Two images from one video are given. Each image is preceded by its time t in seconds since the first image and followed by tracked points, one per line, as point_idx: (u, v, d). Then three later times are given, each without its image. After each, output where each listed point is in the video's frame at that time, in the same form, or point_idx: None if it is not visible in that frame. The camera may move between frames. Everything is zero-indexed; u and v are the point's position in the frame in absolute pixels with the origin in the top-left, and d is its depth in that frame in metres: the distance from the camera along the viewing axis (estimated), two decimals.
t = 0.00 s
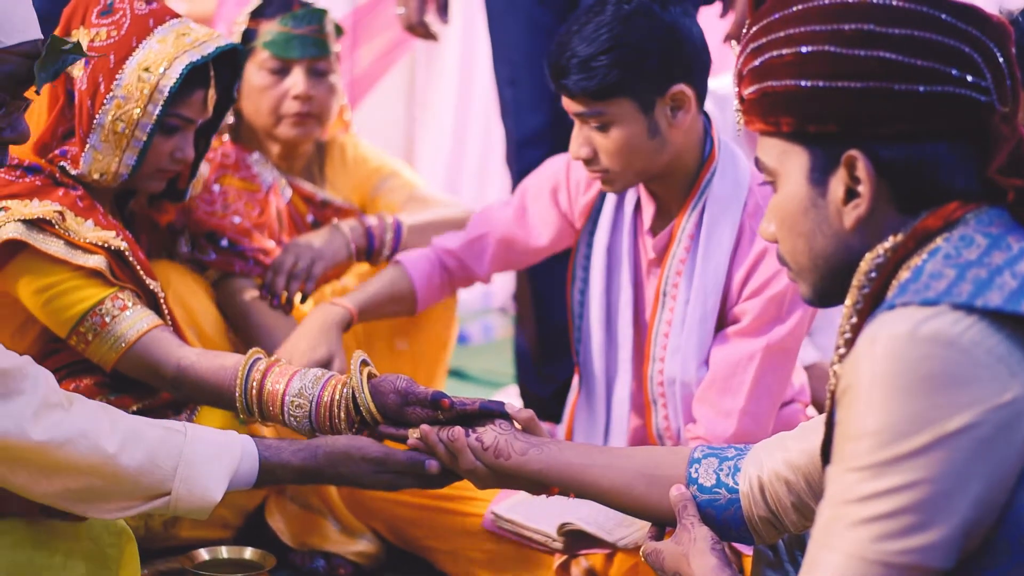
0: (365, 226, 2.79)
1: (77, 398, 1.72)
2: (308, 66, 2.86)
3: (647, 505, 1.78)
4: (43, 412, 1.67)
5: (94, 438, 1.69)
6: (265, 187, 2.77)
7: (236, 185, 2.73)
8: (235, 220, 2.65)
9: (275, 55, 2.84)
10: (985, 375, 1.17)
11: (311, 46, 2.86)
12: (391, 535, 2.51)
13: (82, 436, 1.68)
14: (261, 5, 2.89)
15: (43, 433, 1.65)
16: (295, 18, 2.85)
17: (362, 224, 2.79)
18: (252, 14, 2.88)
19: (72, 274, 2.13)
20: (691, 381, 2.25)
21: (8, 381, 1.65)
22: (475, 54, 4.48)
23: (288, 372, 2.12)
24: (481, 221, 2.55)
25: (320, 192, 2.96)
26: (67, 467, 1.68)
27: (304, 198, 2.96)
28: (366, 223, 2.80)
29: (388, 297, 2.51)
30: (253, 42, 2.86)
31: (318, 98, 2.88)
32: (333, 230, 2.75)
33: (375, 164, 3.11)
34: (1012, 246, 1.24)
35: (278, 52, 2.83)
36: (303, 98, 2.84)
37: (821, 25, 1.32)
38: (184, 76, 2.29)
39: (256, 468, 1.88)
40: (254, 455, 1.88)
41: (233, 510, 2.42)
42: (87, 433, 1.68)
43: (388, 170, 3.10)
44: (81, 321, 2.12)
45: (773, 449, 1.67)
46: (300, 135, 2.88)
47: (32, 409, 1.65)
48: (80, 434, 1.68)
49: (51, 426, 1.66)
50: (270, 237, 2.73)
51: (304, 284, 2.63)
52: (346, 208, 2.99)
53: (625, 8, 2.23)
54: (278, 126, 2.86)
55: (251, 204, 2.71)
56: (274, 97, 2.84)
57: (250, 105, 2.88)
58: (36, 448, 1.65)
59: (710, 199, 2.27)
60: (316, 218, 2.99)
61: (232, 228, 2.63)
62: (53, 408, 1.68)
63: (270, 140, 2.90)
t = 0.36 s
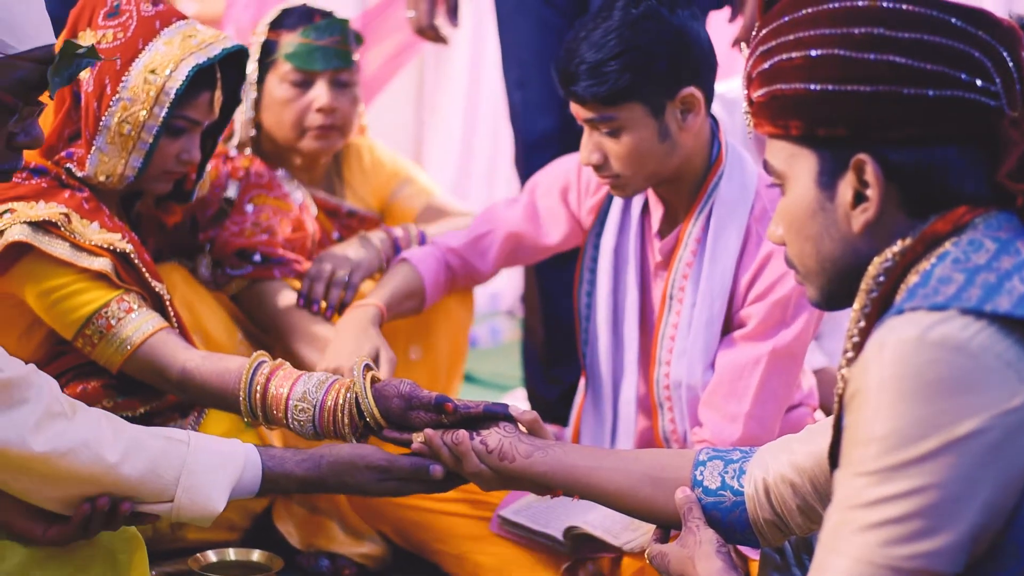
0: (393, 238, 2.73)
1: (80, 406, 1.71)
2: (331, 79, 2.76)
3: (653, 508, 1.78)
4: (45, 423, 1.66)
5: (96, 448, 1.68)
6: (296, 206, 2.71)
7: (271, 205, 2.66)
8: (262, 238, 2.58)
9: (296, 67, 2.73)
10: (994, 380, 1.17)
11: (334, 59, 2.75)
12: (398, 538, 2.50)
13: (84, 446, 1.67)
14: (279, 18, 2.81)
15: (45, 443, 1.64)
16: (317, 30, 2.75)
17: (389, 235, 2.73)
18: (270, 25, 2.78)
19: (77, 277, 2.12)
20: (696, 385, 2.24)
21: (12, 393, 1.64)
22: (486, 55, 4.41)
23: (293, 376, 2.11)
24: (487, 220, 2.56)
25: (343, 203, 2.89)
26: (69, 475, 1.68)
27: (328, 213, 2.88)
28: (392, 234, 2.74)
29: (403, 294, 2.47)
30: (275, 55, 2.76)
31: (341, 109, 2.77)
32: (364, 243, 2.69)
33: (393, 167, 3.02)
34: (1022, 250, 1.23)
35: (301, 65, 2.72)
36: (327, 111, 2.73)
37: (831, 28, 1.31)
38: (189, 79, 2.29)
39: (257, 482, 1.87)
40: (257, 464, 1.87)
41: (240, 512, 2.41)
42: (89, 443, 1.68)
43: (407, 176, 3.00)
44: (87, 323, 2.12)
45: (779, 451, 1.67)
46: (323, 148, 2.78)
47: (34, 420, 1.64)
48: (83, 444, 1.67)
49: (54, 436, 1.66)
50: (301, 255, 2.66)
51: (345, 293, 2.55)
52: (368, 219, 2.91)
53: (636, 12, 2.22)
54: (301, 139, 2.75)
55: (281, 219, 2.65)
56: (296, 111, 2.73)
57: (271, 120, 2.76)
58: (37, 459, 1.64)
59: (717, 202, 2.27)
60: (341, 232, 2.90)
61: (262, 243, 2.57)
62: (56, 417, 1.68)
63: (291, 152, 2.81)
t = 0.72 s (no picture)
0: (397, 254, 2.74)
1: (82, 410, 1.71)
2: (341, 92, 2.72)
3: (654, 511, 1.78)
4: (47, 426, 1.66)
5: (98, 448, 1.69)
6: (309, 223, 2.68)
7: (285, 222, 2.63)
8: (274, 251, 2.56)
9: (305, 79, 2.70)
10: (994, 382, 1.17)
11: (343, 70, 2.73)
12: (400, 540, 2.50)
13: (86, 446, 1.68)
14: (288, 28, 2.79)
15: (48, 444, 1.65)
16: (327, 41, 2.73)
17: (395, 253, 2.74)
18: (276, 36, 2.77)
19: (76, 281, 2.12)
20: (701, 385, 2.24)
21: (16, 396, 1.64)
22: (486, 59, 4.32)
23: (290, 384, 2.10)
24: (487, 227, 2.56)
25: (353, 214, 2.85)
26: (69, 473, 1.68)
27: (338, 224, 2.84)
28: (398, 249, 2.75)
29: (398, 311, 2.49)
30: (284, 66, 2.73)
31: (350, 122, 2.73)
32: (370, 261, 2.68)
33: (397, 169, 2.96)
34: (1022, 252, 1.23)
35: (310, 76, 2.69)
36: (336, 123, 2.70)
37: (832, 30, 1.31)
38: (190, 82, 2.29)
39: (261, 486, 1.89)
40: (260, 474, 1.90)
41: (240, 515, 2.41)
42: (92, 443, 1.68)
43: (414, 181, 2.94)
44: (85, 329, 2.12)
45: (778, 454, 1.67)
46: (330, 161, 2.74)
47: (36, 423, 1.65)
48: (85, 444, 1.68)
49: (56, 439, 1.66)
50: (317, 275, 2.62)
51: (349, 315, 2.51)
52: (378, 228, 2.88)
53: (639, 11, 2.22)
54: (308, 152, 2.72)
55: (296, 237, 2.61)
56: (305, 122, 2.70)
57: (278, 131, 2.74)
58: (38, 461, 1.65)
59: (720, 203, 2.27)
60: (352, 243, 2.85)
61: (273, 259, 2.54)
62: (57, 421, 1.68)
63: (299, 164, 2.77)
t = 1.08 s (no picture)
0: (408, 259, 2.74)
1: (89, 415, 1.71)
2: (350, 96, 2.72)
3: (663, 513, 1.77)
4: (54, 432, 1.66)
5: (105, 453, 1.68)
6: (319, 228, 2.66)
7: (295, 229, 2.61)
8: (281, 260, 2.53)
9: (315, 83, 2.70)
10: (1006, 385, 1.16)
11: (353, 75, 2.72)
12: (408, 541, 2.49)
13: (93, 451, 1.67)
14: (298, 31, 2.78)
15: (54, 450, 1.64)
16: (337, 45, 2.73)
17: (404, 258, 2.74)
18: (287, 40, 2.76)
19: (83, 279, 2.12)
20: (710, 386, 2.24)
21: (22, 403, 1.64)
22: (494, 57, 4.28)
23: (296, 382, 2.11)
24: (499, 234, 2.55)
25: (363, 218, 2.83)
26: (76, 477, 1.68)
27: (348, 228, 2.83)
28: (407, 253, 2.75)
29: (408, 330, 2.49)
30: (294, 70, 2.74)
31: (360, 126, 2.73)
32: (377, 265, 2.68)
33: (405, 171, 2.94)
34: None
35: (321, 81, 2.70)
36: (347, 128, 2.70)
37: (844, 31, 1.31)
38: (198, 82, 2.28)
39: (269, 491, 1.88)
40: (269, 479, 1.88)
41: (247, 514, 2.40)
42: (98, 448, 1.68)
43: (422, 182, 2.93)
44: (91, 326, 2.12)
45: (785, 454, 1.66)
46: (340, 166, 2.74)
47: (42, 429, 1.65)
48: (92, 449, 1.67)
49: (62, 444, 1.65)
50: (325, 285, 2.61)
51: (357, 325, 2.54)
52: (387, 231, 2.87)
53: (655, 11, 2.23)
54: (318, 157, 2.72)
55: (307, 245, 2.59)
56: (316, 126, 2.69)
57: (288, 135, 2.73)
58: (43, 467, 1.64)
59: (732, 204, 2.26)
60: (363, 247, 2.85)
61: (283, 266, 2.52)
62: (64, 428, 1.67)
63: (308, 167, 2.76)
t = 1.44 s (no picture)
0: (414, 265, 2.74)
1: (85, 411, 1.70)
2: (356, 102, 2.71)
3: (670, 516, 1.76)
4: (49, 430, 1.66)
5: (100, 449, 1.68)
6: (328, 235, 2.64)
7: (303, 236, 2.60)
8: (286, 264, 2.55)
9: (321, 89, 2.70)
10: (1014, 388, 1.15)
11: (360, 80, 2.72)
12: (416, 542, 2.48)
13: (88, 448, 1.67)
14: (304, 36, 2.79)
15: (49, 448, 1.64)
16: (342, 51, 2.73)
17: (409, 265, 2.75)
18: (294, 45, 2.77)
19: (87, 279, 2.12)
20: (719, 385, 2.23)
21: (16, 402, 1.64)
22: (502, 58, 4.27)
23: (301, 385, 2.12)
24: (508, 232, 2.54)
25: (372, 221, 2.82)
26: (74, 474, 1.68)
27: (358, 232, 2.80)
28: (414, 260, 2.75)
29: (408, 328, 2.49)
30: (298, 76, 2.74)
31: (365, 132, 2.71)
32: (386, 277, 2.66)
33: (414, 173, 2.93)
34: None
35: (325, 87, 2.69)
36: (350, 134, 2.69)
37: (848, 34, 1.30)
38: (204, 81, 2.28)
39: (268, 491, 1.82)
40: (267, 476, 1.82)
41: (254, 515, 2.39)
42: (93, 445, 1.67)
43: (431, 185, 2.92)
44: (97, 326, 2.12)
45: (793, 455, 1.65)
46: (341, 171, 2.73)
47: (36, 427, 1.64)
48: (87, 446, 1.67)
49: (57, 442, 1.65)
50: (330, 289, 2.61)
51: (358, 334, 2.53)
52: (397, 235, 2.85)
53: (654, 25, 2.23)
54: (323, 162, 2.72)
55: (313, 250, 2.59)
56: (320, 133, 2.69)
57: (294, 140, 2.72)
58: (40, 465, 1.64)
59: (741, 204, 2.26)
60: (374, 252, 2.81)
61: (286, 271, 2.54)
62: (60, 424, 1.67)
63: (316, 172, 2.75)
